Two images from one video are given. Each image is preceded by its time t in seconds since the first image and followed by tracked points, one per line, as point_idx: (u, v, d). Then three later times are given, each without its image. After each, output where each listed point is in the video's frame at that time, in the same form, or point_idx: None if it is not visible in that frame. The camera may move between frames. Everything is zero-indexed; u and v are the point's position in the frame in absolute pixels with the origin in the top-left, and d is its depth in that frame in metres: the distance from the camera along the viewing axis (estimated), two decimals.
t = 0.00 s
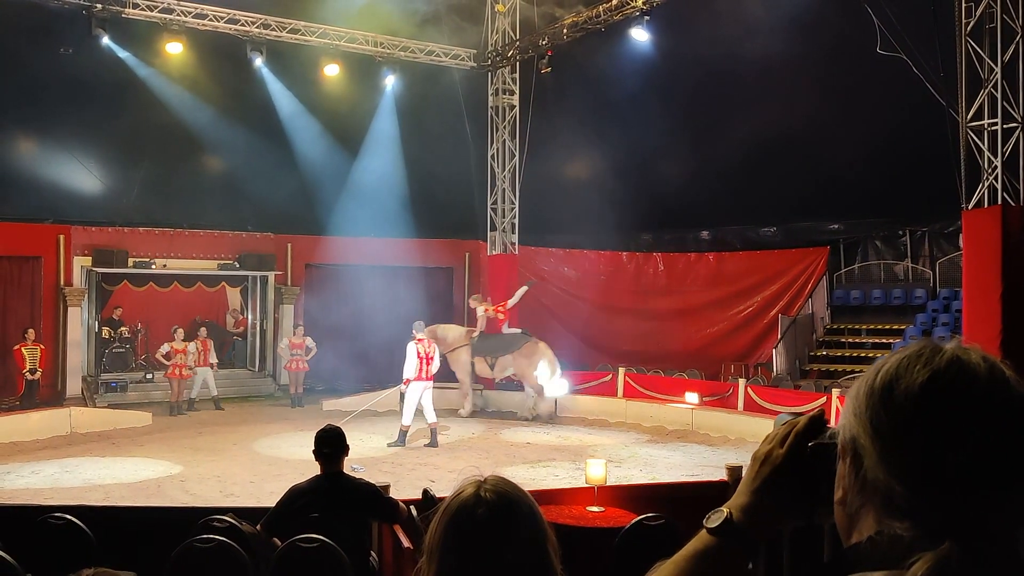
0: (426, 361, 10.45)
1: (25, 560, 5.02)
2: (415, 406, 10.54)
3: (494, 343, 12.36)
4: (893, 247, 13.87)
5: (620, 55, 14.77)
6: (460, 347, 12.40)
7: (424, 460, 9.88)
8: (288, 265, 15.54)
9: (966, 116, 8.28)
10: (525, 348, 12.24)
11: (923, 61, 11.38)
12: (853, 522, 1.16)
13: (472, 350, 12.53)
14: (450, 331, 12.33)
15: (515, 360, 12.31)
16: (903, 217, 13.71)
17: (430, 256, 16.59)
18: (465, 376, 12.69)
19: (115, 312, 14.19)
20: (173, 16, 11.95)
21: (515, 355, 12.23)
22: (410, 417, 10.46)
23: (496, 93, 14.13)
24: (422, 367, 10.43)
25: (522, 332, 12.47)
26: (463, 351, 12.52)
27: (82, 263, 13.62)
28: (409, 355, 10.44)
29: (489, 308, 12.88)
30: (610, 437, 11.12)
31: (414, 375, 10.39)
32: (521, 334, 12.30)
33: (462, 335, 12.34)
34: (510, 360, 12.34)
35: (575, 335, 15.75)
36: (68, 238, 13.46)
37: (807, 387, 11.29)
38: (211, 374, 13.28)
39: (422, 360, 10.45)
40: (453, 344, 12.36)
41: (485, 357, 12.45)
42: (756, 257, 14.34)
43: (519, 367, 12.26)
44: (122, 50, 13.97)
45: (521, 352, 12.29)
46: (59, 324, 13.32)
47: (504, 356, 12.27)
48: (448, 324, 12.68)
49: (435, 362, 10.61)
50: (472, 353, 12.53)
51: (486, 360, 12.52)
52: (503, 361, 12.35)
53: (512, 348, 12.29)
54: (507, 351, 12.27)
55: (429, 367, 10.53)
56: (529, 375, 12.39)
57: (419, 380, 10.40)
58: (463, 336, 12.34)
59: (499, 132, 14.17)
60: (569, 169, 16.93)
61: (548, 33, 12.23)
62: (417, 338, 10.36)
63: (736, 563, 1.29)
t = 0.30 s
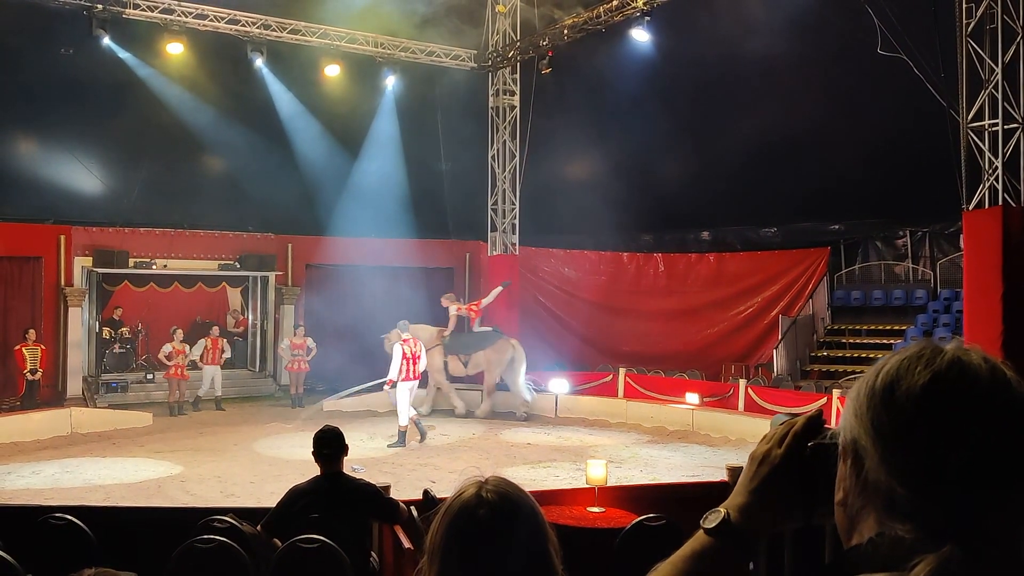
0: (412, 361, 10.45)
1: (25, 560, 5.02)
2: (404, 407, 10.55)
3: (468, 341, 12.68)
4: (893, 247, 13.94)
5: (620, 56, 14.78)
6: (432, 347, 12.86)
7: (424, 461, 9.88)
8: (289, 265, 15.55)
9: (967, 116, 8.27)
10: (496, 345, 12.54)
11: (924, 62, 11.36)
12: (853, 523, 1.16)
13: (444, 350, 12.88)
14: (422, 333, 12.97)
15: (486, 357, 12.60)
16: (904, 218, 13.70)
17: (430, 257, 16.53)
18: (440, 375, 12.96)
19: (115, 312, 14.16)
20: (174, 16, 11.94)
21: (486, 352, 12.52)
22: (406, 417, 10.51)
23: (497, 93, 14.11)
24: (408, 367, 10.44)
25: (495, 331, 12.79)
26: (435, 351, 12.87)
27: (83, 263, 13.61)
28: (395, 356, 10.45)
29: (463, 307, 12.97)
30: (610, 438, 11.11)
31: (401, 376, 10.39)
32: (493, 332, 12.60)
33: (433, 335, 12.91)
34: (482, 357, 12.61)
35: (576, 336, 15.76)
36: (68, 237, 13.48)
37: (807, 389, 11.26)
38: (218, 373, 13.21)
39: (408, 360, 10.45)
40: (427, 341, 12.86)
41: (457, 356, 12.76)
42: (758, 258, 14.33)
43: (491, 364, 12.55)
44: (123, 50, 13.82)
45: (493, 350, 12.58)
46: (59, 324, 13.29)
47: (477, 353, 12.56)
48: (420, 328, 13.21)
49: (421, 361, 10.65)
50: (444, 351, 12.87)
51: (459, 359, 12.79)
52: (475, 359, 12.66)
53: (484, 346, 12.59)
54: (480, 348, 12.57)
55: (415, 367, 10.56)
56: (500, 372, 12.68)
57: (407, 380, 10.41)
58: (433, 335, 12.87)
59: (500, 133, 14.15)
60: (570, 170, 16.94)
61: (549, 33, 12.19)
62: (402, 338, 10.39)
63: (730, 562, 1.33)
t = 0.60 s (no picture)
0: (405, 360, 10.41)
1: (25, 561, 5.02)
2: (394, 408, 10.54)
3: (441, 342, 12.65)
4: (896, 248, 13.68)
5: (622, 56, 14.76)
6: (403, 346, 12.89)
7: (425, 462, 9.85)
8: (290, 265, 15.50)
9: (970, 117, 8.23)
10: (467, 346, 12.48)
11: (927, 62, 11.32)
12: (858, 525, 1.13)
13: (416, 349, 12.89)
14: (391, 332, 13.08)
15: (460, 357, 12.56)
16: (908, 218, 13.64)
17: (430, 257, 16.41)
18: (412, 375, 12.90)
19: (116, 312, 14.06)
20: (174, 15, 11.88)
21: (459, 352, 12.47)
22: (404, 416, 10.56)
23: (498, 93, 14.05)
24: (402, 367, 10.40)
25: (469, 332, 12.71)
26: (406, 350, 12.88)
27: (83, 263, 13.53)
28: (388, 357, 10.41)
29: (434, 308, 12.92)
30: (612, 439, 11.06)
31: (396, 376, 10.37)
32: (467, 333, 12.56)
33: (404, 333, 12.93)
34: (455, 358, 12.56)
35: (578, 336, 15.77)
36: (69, 238, 13.37)
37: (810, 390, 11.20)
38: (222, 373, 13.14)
39: (402, 360, 10.41)
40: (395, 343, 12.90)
41: (430, 356, 12.71)
42: (761, 258, 14.23)
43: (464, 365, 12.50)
44: (123, 50, 13.89)
45: (466, 351, 12.53)
46: (60, 324, 13.24)
47: (449, 354, 12.51)
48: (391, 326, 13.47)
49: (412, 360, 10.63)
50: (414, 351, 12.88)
51: (431, 359, 12.74)
52: (448, 359, 12.62)
53: (457, 347, 12.54)
54: (452, 349, 12.53)
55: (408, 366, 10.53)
56: (474, 372, 12.65)
57: (400, 380, 10.37)
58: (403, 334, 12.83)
59: (501, 132, 14.11)
60: (571, 169, 16.92)
61: (551, 32, 12.12)
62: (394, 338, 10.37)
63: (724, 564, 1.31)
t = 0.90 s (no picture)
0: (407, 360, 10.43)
1: (35, 560, 5.02)
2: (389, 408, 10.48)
3: (421, 342, 12.92)
4: (905, 247, 13.68)
5: (630, 55, 14.75)
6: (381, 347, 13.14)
7: (433, 461, 9.84)
8: (299, 264, 15.52)
9: (980, 114, 8.19)
10: (446, 347, 12.76)
11: (936, 60, 11.25)
12: (866, 526, 1.03)
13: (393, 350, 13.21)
14: (369, 331, 13.14)
15: (437, 359, 12.82)
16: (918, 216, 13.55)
17: (438, 257, 16.36)
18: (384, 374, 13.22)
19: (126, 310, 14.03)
20: (183, 16, 11.93)
21: (438, 353, 12.76)
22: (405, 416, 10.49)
23: (506, 93, 14.06)
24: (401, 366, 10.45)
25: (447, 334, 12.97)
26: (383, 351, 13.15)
27: (94, 263, 13.57)
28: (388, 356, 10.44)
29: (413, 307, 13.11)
30: (621, 439, 11.01)
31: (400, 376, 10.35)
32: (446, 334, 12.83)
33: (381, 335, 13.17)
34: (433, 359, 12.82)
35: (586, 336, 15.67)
36: (78, 238, 13.43)
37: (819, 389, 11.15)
38: (231, 373, 13.20)
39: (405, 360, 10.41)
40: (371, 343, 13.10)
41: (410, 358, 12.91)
42: (771, 258, 14.20)
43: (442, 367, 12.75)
44: (131, 50, 13.72)
45: (444, 352, 12.80)
46: (70, 324, 13.31)
47: (426, 355, 12.77)
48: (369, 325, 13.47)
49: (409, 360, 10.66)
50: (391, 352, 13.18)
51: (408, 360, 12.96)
52: (427, 361, 12.85)
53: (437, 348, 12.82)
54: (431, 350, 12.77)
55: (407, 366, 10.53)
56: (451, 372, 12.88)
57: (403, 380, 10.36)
58: (381, 335, 13.14)
59: (508, 132, 14.10)
60: (579, 169, 16.98)
61: (558, 31, 12.13)
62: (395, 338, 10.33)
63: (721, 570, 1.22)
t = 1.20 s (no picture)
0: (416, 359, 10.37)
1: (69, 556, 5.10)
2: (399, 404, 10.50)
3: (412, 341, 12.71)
4: (931, 245, 13.43)
5: (652, 54, 14.74)
6: (372, 346, 13.10)
7: (456, 460, 9.87)
8: (323, 265, 15.57)
9: (1007, 112, 8.10)
10: (437, 344, 12.59)
11: (961, 57, 11.13)
12: (892, 528, 1.01)
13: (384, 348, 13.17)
14: (360, 331, 13.10)
15: (428, 354, 12.60)
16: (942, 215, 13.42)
17: (461, 256, 16.38)
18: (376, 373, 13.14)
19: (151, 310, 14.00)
20: (208, 19, 12.05)
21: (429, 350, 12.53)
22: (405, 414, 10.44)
23: (528, 92, 14.08)
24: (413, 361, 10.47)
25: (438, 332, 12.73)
26: (375, 351, 13.10)
27: (120, 263, 13.69)
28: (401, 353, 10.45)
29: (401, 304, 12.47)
30: (645, 438, 10.98)
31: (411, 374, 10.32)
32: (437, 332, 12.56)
33: (372, 334, 13.11)
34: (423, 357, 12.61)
35: (608, 335, 15.60)
36: (106, 238, 13.56)
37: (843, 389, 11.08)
38: (256, 372, 13.31)
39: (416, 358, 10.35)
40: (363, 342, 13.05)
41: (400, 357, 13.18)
42: (791, 257, 14.11)
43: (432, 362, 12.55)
44: (157, 53, 13.89)
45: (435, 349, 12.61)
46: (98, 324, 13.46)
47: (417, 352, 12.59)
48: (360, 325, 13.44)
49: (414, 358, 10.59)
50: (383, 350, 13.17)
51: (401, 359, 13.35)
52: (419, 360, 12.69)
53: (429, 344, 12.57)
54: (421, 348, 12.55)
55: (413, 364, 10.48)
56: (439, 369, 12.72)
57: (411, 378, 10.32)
58: (373, 335, 13.09)
59: (531, 132, 14.12)
60: (601, 168, 16.98)
61: (581, 31, 12.13)
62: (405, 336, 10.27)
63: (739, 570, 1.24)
